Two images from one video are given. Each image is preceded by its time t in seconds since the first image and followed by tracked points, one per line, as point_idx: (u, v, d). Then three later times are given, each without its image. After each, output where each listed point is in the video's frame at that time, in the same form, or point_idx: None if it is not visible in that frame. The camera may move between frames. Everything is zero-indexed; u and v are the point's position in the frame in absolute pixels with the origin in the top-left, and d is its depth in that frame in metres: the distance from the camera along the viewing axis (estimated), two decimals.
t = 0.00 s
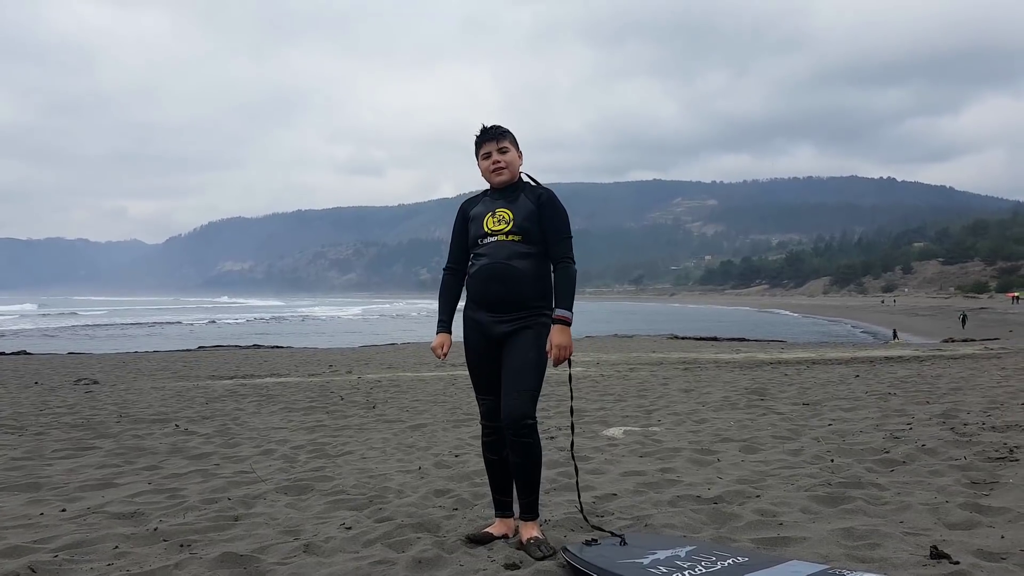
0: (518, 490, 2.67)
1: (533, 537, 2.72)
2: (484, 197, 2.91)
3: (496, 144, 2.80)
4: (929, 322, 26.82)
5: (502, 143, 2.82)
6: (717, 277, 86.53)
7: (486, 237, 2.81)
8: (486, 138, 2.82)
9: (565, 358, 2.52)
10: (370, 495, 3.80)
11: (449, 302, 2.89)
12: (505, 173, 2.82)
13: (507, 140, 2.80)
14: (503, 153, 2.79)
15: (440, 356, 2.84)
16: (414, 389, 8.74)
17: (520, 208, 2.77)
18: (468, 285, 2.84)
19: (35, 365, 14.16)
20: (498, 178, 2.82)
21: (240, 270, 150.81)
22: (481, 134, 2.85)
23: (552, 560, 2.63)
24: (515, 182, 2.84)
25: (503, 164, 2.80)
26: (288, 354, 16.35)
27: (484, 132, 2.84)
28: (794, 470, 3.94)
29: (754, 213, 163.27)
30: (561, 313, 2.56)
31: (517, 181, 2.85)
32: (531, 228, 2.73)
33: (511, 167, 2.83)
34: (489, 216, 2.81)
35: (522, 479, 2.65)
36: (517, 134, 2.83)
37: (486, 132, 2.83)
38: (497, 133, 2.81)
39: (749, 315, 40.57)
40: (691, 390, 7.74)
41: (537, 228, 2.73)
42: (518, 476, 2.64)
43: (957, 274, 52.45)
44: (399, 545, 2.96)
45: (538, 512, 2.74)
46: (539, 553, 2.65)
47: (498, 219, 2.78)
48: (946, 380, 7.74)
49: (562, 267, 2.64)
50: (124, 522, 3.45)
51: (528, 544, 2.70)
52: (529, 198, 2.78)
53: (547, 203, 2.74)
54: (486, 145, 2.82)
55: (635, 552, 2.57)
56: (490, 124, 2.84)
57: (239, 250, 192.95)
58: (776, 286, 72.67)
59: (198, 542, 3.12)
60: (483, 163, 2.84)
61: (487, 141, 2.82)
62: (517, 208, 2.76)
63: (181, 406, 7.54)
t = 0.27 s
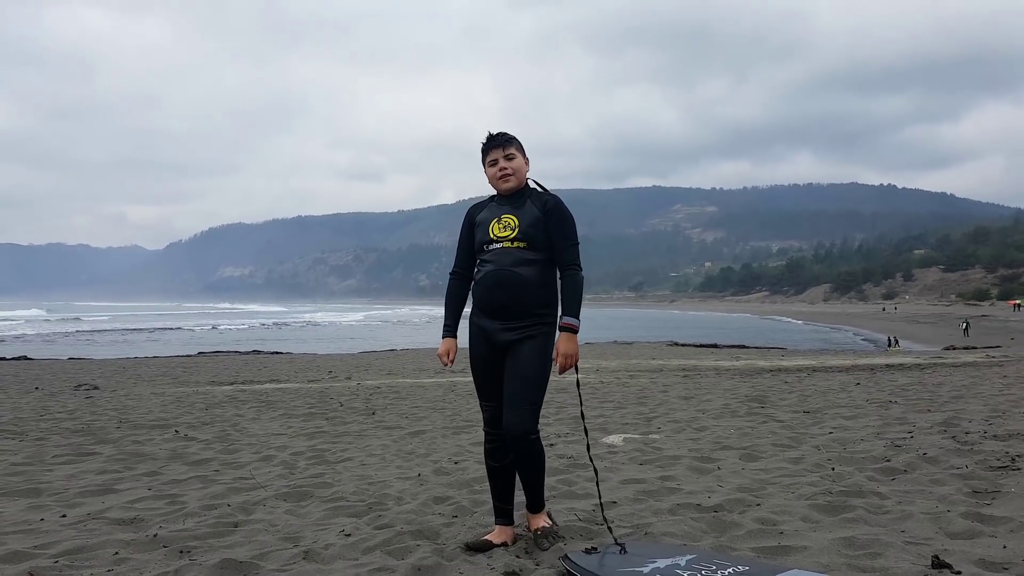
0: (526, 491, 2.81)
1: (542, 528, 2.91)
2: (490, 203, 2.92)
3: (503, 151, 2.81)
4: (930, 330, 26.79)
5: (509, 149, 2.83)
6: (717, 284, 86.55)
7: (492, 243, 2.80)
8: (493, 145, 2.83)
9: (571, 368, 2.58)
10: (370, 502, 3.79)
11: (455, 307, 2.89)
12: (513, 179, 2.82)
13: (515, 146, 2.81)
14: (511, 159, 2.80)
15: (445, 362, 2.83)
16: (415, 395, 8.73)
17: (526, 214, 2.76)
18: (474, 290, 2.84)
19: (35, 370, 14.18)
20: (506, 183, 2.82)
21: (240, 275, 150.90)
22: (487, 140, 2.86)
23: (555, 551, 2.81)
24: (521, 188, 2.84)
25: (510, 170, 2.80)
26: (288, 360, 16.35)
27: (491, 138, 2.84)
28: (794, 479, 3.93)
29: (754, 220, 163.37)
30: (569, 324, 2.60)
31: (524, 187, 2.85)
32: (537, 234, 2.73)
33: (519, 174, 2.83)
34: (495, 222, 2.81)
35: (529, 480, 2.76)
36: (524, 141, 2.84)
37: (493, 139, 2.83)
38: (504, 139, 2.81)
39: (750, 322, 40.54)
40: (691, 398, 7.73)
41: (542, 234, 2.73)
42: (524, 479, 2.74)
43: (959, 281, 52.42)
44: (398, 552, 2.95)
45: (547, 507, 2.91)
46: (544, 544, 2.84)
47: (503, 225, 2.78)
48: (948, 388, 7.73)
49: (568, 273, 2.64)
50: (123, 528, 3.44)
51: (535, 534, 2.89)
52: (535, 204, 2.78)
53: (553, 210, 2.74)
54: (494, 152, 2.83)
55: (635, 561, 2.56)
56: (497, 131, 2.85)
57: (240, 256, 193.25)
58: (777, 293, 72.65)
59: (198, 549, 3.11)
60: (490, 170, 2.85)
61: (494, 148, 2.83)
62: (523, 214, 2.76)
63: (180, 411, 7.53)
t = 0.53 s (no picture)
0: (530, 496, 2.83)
1: (540, 536, 2.92)
2: (503, 203, 2.93)
3: (518, 152, 2.83)
4: (931, 336, 26.74)
5: (526, 150, 2.85)
6: (718, 290, 86.51)
7: (505, 243, 2.81)
8: (509, 145, 2.84)
9: (564, 363, 2.54)
10: (371, 507, 3.80)
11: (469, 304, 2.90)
12: (527, 181, 2.84)
13: (531, 147, 2.82)
14: (527, 161, 2.82)
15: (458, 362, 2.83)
16: (415, 400, 8.73)
17: (539, 215, 2.77)
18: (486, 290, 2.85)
19: (36, 374, 14.20)
20: (520, 184, 2.85)
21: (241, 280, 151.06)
22: (503, 141, 2.87)
23: (556, 557, 2.82)
24: (535, 189, 2.85)
25: (524, 172, 2.83)
26: (289, 364, 16.36)
27: (506, 139, 2.86)
28: (795, 484, 3.94)
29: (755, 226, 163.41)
30: (571, 318, 2.57)
31: (538, 188, 2.86)
32: (550, 236, 2.74)
33: (533, 176, 2.85)
34: (508, 222, 2.82)
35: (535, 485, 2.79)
36: (539, 142, 2.85)
37: (509, 139, 2.84)
38: (522, 139, 2.82)
39: (751, 328, 40.49)
40: (692, 403, 7.73)
41: (555, 236, 2.74)
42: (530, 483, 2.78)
43: (960, 287, 52.34)
44: (400, 557, 2.96)
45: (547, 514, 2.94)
46: (546, 550, 2.86)
47: (516, 225, 2.78)
48: (949, 394, 7.72)
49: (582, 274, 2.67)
50: (125, 533, 3.45)
51: (537, 541, 2.91)
52: (548, 206, 2.80)
53: (566, 212, 2.76)
54: (509, 153, 2.84)
55: (636, 566, 2.57)
56: (513, 131, 2.86)
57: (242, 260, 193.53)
58: (778, 299, 72.59)
59: (199, 553, 3.12)
60: (505, 170, 2.87)
61: (510, 148, 2.84)
62: (536, 215, 2.77)
63: (181, 416, 7.54)
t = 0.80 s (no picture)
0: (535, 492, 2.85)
1: (541, 536, 2.93)
2: (512, 201, 2.94)
3: (529, 151, 2.84)
4: (933, 339, 26.75)
5: (537, 150, 2.86)
6: (719, 291, 86.53)
7: (514, 241, 2.83)
8: (521, 144, 2.85)
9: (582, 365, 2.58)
10: (371, 507, 3.81)
11: (477, 301, 2.91)
12: (538, 180, 2.85)
13: (544, 147, 2.83)
14: (537, 160, 2.83)
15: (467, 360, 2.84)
16: (416, 401, 8.74)
17: (549, 214, 2.80)
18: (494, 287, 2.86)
19: (38, 373, 14.23)
20: (530, 184, 2.86)
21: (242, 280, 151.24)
22: (514, 140, 2.88)
23: (556, 556, 2.83)
24: (544, 189, 2.88)
25: (535, 171, 2.84)
26: (290, 365, 16.39)
27: (518, 138, 2.87)
28: (795, 486, 3.94)
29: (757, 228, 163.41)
30: (586, 318, 2.62)
31: (548, 187, 2.88)
32: (560, 234, 2.78)
33: (544, 175, 2.87)
34: (517, 220, 2.84)
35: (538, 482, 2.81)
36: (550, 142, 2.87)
37: (521, 138, 2.85)
38: (534, 138, 2.83)
39: (751, 330, 40.49)
40: (693, 405, 7.73)
41: (564, 235, 2.78)
42: (535, 478, 2.80)
43: (961, 290, 52.34)
44: (401, 557, 2.96)
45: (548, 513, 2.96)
46: (547, 550, 2.86)
47: (527, 224, 2.80)
48: (950, 397, 7.72)
49: (592, 270, 2.72)
50: (126, 531, 3.45)
51: (537, 541, 2.91)
52: (558, 205, 2.83)
53: (576, 211, 2.80)
54: (520, 152, 2.85)
55: (636, 567, 2.57)
56: (524, 130, 2.87)
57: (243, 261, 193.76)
58: (779, 301, 72.60)
59: (199, 552, 3.12)
60: (516, 168, 2.88)
61: (521, 147, 2.85)
62: (546, 213, 2.80)
63: (182, 415, 7.55)
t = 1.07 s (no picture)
0: (537, 490, 2.87)
1: (542, 535, 2.93)
2: (516, 202, 2.93)
3: (535, 152, 2.83)
4: (937, 339, 26.67)
5: (542, 151, 2.86)
6: (722, 291, 86.42)
7: (520, 242, 2.81)
8: (526, 145, 2.84)
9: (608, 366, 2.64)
10: (375, 505, 3.81)
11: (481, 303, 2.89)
12: (542, 181, 2.86)
13: (547, 147, 2.84)
14: (543, 161, 2.83)
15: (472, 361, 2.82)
16: (419, 399, 8.74)
17: (556, 216, 2.81)
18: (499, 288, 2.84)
19: (41, 372, 14.26)
20: (536, 184, 2.85)
21: (246, 279, 151.51)
22: (519, 140, 2.88)
23: (559, 555, 2.83)
24: (548, 189, 2.90)
25: (540, 172, 2.84)
26: (293, 364, 16.43)
27: (523, 138, 2.86)
28: (800, 486, 3.92)
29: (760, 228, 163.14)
30: (604, 321, 2.69)
31: (552, 189, 2.90)
32: (567, 235, 2.79)
33: (548, 176, 2.88)
34: (523, 220, 2.83)
35: (540, 481, 2.84)
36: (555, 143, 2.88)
37: (527, 139, 2.85)
38: (538, 140, 2.83)
39: (754, 330, 40.42)
40: (696, 404, 7.73)
41: (571, 236, 2.80)
42: (538, 477, 2.83)
43: (965, 290, 52.18)
44: (404, 556, 2.96)
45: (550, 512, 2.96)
46: (551, 547, 2.88)
47: (532, 225, 2.80)
48: (954, 397, 7.68)
49: (599, 270, 2.76)
50: (130, 529, 3.46)
51: (540, 539, 2.91)
52: (563, 206, 2.85)
53: (581, 213, 2.83)
54: (525, 153, 2.85)
55: (640, 566, 2.57)
56: (529, 131, 2.86)
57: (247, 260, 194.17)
58: (783, 301, 72.48)
59: (203, 550, 3.13)
60: (520, 170, 2.87)
61: (527, 149, 2.85)
62: (553, 214, 2.81)
63: (186, 414, 7.57)
